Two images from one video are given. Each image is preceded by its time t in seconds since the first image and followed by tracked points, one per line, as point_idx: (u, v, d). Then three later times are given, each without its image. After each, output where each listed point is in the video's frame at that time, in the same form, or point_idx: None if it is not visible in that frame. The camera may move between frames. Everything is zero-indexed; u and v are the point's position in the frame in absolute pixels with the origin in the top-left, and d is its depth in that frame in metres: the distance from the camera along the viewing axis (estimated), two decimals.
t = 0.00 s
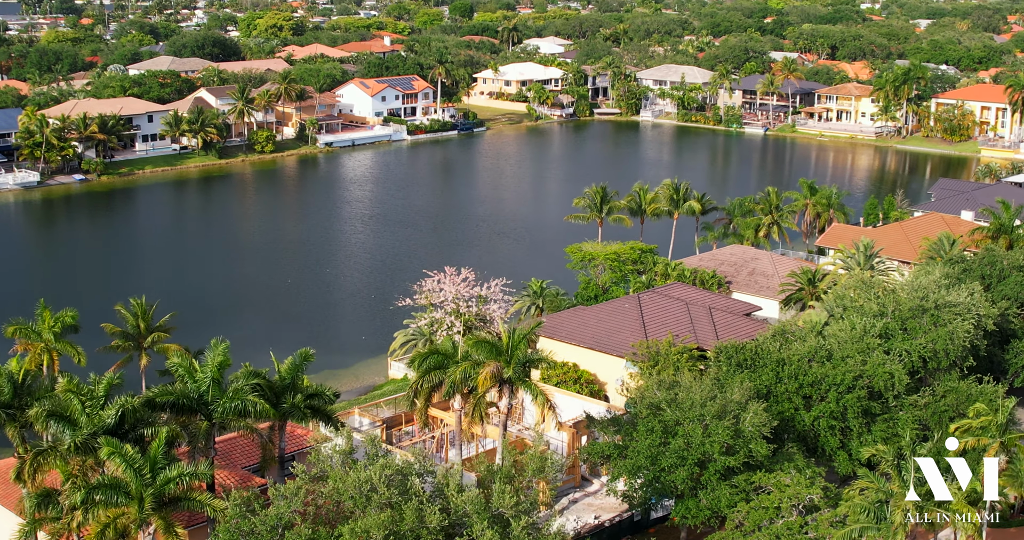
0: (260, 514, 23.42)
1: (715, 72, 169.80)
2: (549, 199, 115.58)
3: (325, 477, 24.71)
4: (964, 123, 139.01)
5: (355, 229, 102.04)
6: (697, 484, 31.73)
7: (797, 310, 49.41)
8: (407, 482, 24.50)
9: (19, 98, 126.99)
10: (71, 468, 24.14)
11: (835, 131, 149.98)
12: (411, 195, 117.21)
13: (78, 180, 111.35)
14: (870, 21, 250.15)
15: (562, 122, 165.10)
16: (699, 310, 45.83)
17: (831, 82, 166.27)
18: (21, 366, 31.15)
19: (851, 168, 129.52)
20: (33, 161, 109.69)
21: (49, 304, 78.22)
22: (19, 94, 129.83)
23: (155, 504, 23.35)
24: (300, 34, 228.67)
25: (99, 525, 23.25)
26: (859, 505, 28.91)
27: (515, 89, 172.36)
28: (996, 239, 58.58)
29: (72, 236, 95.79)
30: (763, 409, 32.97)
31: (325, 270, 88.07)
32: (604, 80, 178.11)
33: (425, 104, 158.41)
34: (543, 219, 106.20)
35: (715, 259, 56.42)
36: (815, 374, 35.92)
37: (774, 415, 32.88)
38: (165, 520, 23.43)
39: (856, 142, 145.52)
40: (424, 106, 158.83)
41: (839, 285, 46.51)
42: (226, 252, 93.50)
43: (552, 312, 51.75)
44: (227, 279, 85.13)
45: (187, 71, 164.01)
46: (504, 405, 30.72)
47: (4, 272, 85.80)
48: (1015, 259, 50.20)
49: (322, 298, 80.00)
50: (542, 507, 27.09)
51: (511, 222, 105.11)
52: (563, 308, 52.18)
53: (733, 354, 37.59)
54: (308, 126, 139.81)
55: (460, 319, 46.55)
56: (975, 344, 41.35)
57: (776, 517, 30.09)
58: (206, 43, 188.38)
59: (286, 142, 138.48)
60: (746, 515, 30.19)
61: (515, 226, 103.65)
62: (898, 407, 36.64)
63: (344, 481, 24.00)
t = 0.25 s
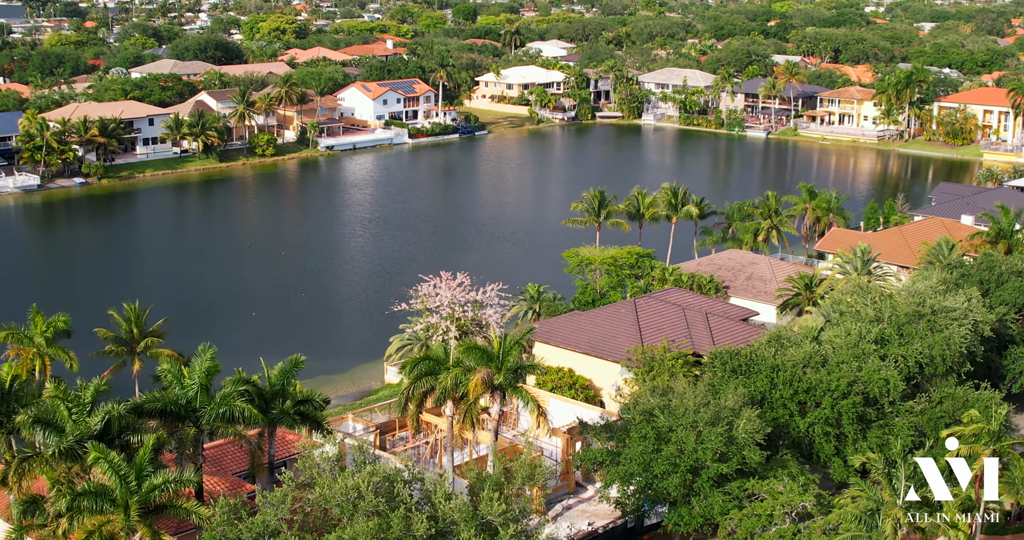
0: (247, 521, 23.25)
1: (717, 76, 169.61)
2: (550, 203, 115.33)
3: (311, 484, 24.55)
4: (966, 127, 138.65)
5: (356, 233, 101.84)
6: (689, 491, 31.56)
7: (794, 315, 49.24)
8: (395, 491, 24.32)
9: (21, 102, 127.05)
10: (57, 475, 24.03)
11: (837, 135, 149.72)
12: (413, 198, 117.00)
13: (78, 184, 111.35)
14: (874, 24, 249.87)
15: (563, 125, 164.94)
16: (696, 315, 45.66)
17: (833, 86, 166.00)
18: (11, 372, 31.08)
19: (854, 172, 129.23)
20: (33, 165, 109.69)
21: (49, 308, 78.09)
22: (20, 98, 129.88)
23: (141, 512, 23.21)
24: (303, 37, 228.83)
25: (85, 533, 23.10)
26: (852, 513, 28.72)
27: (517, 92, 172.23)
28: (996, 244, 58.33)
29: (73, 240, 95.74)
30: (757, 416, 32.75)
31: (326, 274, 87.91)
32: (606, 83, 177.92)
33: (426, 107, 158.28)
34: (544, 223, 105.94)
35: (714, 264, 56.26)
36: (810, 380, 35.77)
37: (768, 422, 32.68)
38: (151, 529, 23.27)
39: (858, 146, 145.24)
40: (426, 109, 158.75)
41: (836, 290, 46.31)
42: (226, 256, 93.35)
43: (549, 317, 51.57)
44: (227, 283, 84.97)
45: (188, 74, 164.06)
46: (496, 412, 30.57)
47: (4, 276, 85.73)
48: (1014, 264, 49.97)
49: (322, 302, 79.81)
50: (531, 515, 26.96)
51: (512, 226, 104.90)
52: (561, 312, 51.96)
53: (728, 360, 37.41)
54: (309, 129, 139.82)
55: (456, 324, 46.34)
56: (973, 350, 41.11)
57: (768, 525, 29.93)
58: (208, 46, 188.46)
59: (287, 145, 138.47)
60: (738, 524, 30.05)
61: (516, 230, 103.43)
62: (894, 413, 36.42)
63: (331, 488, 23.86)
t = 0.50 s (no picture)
0: (230, 529, 23.12)
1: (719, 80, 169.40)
2: (552, 207, 115.11)
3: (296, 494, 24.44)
4: (969, 132, 138.30)
5: (356, 237, 101.70)
6: (681, 500, 31.38)
7: (791, 321, 49.04)
8: (380, 500, 24.20)
9: (22, 105, 127.18)
10: (40, 483, 23.94)
11: (839, 139, 149.41)
12: (413, 203, 116.86)
13: (79, 188, 111.43)
14: (878, 28, 249.54)
15: (565, 130, 164.78)
16: (692, 322, 45.47)
17: (836, 90, 165.70)
18: None
19: (856, 177, 128.93)
20: (33, 169, 109.78)
21: (47, 312, 78.03)
22: (22, 102, 130.06)
23: (124, 520, 23.08)
24: (306, 41, 228.98)
25: None
26: (842, 522, 28.58)
27: (519, 96, 172.17)
28: (995, 250, 58.10)
29: (72, 244, 95.75)
30: (750, 424, 32.58)
31: (325, 279, 87.79)
32: (608, 87, 177.77)
33: (428, 111, 158.20)
34: (544, 228, 105.75)
35: (711, 270, 56.10)
36: (803, 388, 35.56)
37: (760, 430, 32.48)
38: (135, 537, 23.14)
39: (860, 150, 144.92)
40: (427, 113, 158.66)
41: (832, 296, 46.11)
42: (226, 260, 93.28)
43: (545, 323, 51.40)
44: (226, 288, 84.89)
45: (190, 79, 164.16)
46: (486, 419, 30.44)
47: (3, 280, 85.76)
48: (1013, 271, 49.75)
49: (320, 306, 79.65)
50: (518, 524, 26.93)
51: (513, 231, 104.68)
52: (556, 318, 51.81)
53: (722, 367, 37.22)
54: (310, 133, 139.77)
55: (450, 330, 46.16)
56: (969, 357, 40.84)
57: (760, 534, 29.77)
58: (211, 50, 188.63)
59: (288, 149, 138.47)
60: (729, 532, 29.89)
61: (517, 234, 103.22)
62: (889, 421, 36.21)
63: (316, 497, 23.76)
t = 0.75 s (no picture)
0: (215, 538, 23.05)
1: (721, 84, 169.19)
2: (552, 211, 114.91)
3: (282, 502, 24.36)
4: (971, 136, 137.99)
5: (356, 241, 101.56)
6: (673, 507, 31.21)
7: (787, 326, 48.85)
8: (367, 508, 24.10)
9: (23, 109, 127.28)
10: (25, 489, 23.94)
11: (841, 143, 149.16)
12: (414, 207, 116.72)
13: (79, 192, 111.44)
14: (882, 32, 249.45)
15: (567, 133, 164.63)
16: (688, 327, 45.28)
17: (838, 94, 165.46)
18: None
19: (858, 181, 128.65)
20: (33, 172, 109.84)
21: (46, 316, 77.92)
22: (23, 105, 130.19)
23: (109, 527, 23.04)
24: (309, 45, 229.06)
25: None
26: (833, 531, 28.57)
27: (521, 100, 172.07)
28: (994, 256, 57.88)
29: (72, 247, 95.72)
30: (743, 431, 32.40)
31: (325, 283, 87.68)
32: (610, 91, 177.61)
33: (429, 115, 158.13)
34: (545, 232, 105.53)
35: (709, 275, 55.95)
36: (798, 394, 35.39)
37: (753, 438, 32.31)
38: None
39: (862, 154, 144.68)
40: (429, 117, 158.59)
41: (828, 302, 45.94)
42: (225, 264, 93.17)
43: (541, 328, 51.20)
44: (225, 292, 84.78)
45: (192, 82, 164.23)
46: (477, 426, 30.29)
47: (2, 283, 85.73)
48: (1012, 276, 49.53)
49: (319, 311, 79.50)
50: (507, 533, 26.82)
51: (513, 235, 104.50)
52: (553, 323, 51.63)
53: (716, 373, 37.04)
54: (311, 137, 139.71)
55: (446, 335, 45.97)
56: (966, 364, 40.63)
57: None
58: (213, 53, 188.73)
59: (289, 153, 138.46)
60: None
61: (517, 238, 103.04)
62: (884, 428, 36.02)
63: (302, 505, 23.69)
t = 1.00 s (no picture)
0: None
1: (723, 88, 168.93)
2: (554, 216, 114.66)
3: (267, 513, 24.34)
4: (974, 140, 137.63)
5: (357, 246, 101.40)
6: (664, 515, 31.02)
7: (783, 333, 48.64)
8: (351, 518, 24.12)
9: (24, 113, 127.38)
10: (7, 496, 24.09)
11: (844, 148, 148.86)
12: (415, 211, 116.53)
13: (79, 196, 111.45)
14: (886, 36, 248.99)
15: (569, 138, 164.41)
16: (683, 333, 45.12)
17: (841, 98, 165.14)
18: None
19: (860, 185, 128.30)
20: (33, 177, 109.91)
21: (44, 320, 77.85)
22: (25, 109, 130.31)
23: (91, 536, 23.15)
24: (312, 49, 228.99)
25: None
26: None
27: (523, 104, 171.94)
28: (993, 262, 57.65)
29: (72, 252, 95.68)
30: (736, 439, 32.22)
31: (324, 287, 87.50)
32: (612, 95, 177.38)
33: (431, 119, 158.04)
34: (546, 237, 105.28)
35: (705, 281, 55.78)
36: (791, 401, 35.21)
37: (745, 446, 32.15)
38: None
39: (865, 159, 144.35)
40: (431, 121, 158.51)
41: (824, 308, 45.74)
42: (225, 269, 93.01)
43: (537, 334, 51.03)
44: (224, 296, 84.64)
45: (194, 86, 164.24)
46: (466, 434, 30.15)
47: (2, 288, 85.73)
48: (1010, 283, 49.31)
49: (318, 315, 79.33)
50: None
51: (514, 240, 104.27)
52: (548, 329, 51.44)
53: (710, 380, 36.84)
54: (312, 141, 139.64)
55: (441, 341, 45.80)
56: (962, 371, 40.40)
57: None
58: (215, 57, 188.74)
59: (290, 157, 138.44)
60: None
61: (518, 243, 102.84)
62: (879, 435, 35.81)
63: (286, 513, 23.67)
